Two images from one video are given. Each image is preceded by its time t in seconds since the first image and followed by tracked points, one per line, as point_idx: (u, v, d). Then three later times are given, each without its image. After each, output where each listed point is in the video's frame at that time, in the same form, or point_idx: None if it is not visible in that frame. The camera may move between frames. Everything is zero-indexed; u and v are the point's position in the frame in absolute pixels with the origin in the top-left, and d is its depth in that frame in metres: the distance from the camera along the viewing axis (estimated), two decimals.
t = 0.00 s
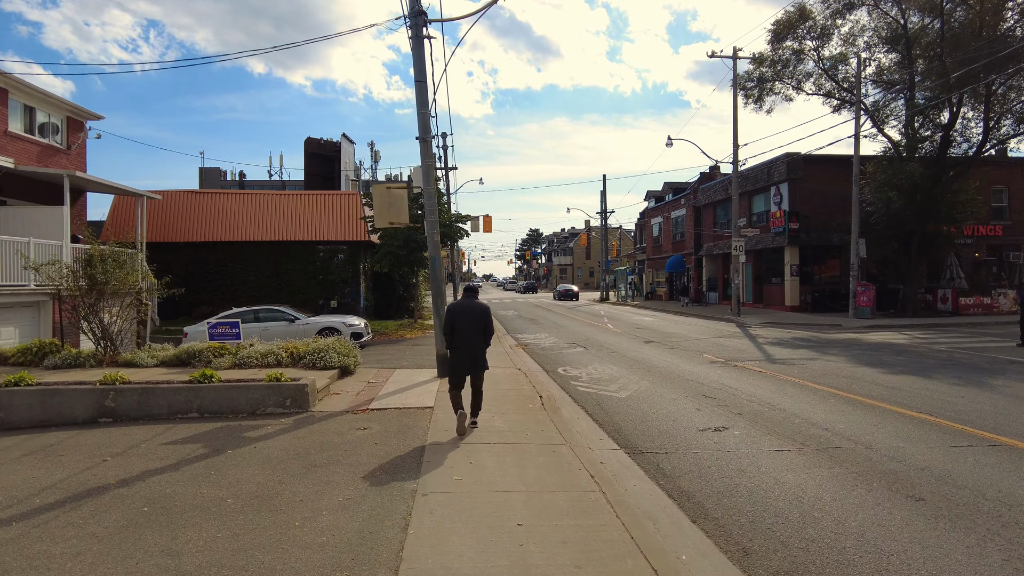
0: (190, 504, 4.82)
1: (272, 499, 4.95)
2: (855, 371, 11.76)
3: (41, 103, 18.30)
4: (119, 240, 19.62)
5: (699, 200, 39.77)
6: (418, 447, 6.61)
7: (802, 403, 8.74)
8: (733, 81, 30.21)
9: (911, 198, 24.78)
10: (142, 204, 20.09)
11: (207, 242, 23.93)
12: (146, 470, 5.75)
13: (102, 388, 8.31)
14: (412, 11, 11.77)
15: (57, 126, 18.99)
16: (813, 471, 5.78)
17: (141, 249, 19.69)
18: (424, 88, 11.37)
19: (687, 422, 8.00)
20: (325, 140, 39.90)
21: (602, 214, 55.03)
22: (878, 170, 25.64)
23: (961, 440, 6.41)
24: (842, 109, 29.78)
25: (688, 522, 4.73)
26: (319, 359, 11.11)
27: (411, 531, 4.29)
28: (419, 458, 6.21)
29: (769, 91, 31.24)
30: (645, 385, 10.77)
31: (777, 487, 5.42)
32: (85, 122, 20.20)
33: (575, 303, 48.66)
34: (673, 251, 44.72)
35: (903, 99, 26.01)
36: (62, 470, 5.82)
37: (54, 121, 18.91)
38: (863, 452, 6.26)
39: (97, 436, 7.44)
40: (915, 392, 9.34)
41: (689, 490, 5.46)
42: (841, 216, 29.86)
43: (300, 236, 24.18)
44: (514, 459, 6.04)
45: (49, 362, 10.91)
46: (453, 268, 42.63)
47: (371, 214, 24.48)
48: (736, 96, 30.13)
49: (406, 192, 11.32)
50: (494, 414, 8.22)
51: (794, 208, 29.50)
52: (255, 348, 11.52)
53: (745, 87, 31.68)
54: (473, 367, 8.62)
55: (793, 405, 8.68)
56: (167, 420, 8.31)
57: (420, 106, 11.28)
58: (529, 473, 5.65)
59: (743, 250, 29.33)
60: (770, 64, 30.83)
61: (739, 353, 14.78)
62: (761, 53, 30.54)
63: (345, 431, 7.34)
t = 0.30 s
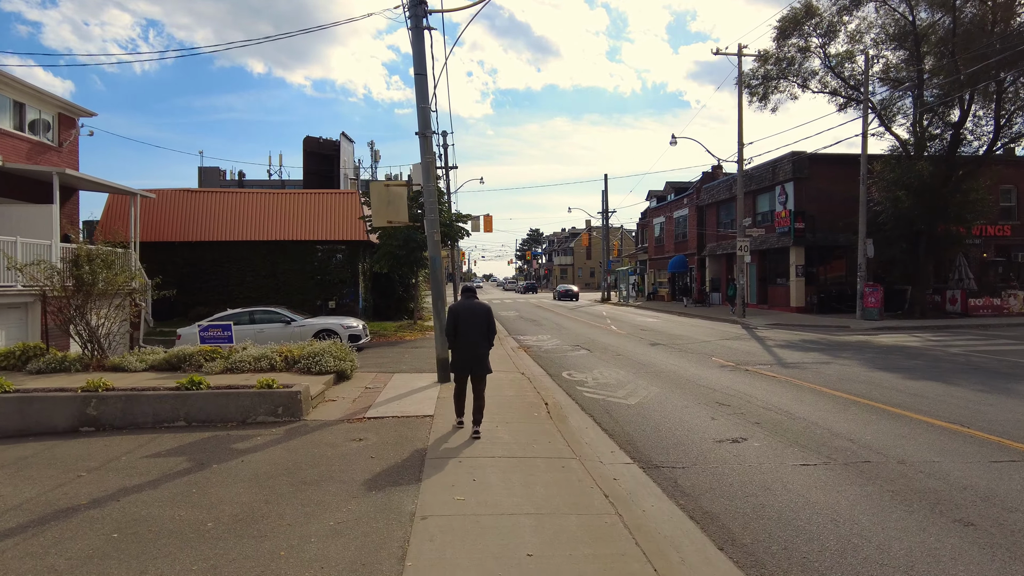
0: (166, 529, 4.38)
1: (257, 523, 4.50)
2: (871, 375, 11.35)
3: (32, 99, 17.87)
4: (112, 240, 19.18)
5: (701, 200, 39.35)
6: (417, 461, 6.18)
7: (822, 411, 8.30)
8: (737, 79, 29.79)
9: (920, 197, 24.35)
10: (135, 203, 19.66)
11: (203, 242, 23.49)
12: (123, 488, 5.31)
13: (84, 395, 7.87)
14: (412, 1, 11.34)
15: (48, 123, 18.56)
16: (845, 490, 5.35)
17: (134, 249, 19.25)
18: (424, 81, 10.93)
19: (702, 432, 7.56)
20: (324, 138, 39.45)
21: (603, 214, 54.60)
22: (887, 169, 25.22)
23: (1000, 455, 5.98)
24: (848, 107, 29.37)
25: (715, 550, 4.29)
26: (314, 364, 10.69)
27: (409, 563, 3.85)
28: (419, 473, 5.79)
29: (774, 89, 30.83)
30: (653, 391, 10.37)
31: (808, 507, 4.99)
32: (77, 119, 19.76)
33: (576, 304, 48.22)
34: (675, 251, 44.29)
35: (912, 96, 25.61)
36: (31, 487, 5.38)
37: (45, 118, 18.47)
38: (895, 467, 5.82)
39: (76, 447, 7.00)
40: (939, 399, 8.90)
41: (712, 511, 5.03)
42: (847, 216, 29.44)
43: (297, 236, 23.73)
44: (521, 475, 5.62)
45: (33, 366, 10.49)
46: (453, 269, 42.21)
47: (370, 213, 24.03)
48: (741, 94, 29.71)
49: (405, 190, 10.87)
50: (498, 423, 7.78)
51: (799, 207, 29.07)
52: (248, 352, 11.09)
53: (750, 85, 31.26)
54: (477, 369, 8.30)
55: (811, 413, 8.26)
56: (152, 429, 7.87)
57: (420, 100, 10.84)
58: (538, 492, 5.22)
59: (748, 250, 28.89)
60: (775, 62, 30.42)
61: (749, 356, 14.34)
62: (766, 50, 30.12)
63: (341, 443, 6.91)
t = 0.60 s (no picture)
0: (129, 560, 3.89)
1: (232, 553, 4.01)
2: (889, 378, 10.88)
3: (19, 94, 17.38)
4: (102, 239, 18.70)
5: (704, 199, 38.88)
6: (413, 475, 5.71)
7: (843, 418, 7.83)
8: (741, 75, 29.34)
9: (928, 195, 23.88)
10: (126, 201, 19.18)
11: (197, 241, 23.02)
12: (88, 509, 4.82)
13: (59, 402, 7.37)
14: None
15: (36, 119, 18.07)
16: (883, 509, 4.86)
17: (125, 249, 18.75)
18: (422, 72, 10.46)
19: (717, 442, 7.08)
20: (322, 137, 38.95)
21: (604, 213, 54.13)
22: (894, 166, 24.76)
23: None
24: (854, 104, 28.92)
25: None
26: (306, 368, 10.19)
27: None
28: (415, 490, 5.31)
29: (778, 85, 30.38)
30: (662, 396, 9.91)
31: (844, 528, 4.54)
32: (67, 115, 19.27)
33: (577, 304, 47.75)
34: (677, 250, 43.82)
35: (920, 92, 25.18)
36: None
37: (33, 114, 17.99)
38: (934, 482, 5.34)
39: (48, 460, 6.52)
40: (966, 405, 8.43)
41: (738, 534, 4.55)
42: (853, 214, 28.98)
43: (293, 235, 23.28)
44: (527, 493, 5.15)
45: (12, 371, 10.01)
46: (453, 268, 41.74)
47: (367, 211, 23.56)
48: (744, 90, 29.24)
49: (402, 185, 10.39)
50: (500, 432, 7.30)
51: (804, 206, 28.62)
52: (238, 356, 10.62)
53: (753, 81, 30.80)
54: (474, 369, 8.05)
55: (832, 419, 7.80)
56: (132, 439, 7.38)
57: (418, 91, 10.37)
58: (546, 513, 4.74)
59: (752, 249, 28.42)
60: (779, 58, 29.96)
61: (758, 358, 13.86)
62: (770, 45, 29.67)
63: (332, 455, 6.44)
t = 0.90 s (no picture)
0: None
1: None
2: (909, 380, 10.41)
3: (7, 88, 16.92)
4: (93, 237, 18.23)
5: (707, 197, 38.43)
6: (411, 488, 5.25)
7: (868, 423, 7.36)
8: (746, 71, 28.88)
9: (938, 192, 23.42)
10: (119, 197, 18.71)
11: (193, 239, 22.57)
12: (52, 528, 4.34)
13: (34, 407, 6.91)
14: None
15: (25, 114, 17.61)
16: (929, 527, 4.41)
17: (118, 246, 18.28)
18: (421, 60, 10.00)
19: (737, 450, 6.62)
20: (320, 135, 38.51)
21: (605, 212, 53.69)
22: (902, 163, 24.29)
23: None
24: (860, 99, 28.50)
25: None
26: (300, 370, 9.73)
27: None
28: (414, 505, 4.85)
29: (783, 81, 29.94)
30: (674, 399, 9.45)
31: (889, 551, 4.08)
32: (57, 110, 18.81)
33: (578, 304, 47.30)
34: (680, 249, 43.38)
35: (929, 87, 24.77)
36: None
37: (22, 109, 17.53)
38: (981, 496, 4.88)
39: (18, 469, 6.05)
40: (996, 409, 7.97)
41: (773, 557, 4.10)
42: (860, 212, 28.54)
43: (290, 232, 22.78)
44: (537, 509, 4.69)
45: None
46: (453, 268, 41.31)
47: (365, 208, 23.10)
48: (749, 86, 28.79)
49: (400, 178, 9.94)
50: (504, 438, 6.85)
51: (810, 203, 28.17)
52: (229, 357, 10.18)
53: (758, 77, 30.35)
54: (476, 365, 7.81)
55: (857, 424, 7.34)
56: (111, 447, 6.90)
57: (417, 80, 9.91)
58: (559, 532, 4.28)
59: (757, 247, 27.96)
60: (784, 53, 29.52)
61: (769, 359, 13.40)
62: (775, 40, 29.22)
63: (324, 465, 5.98)
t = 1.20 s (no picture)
0: None
1: None
2: (931, 386, 9.94)
3: None
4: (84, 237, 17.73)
5: (710, 196, 37.96)
6: (409, 514, 4.76)
7: (899, 436, 6.87)
8: (751, 68, 28.40)
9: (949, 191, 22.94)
10: (110, 196, 18.21)
11: (188, 239, 22.09)
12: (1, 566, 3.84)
13: (3, 420, 6.40)
14: None
15: (13, 110, 17.12)
16: (991, 563, 3.93)
17: (110, 246, 17.78)
18: (420, 51, 9.52)
19: (761, 467, 6.14)
20: (319, 134, 38.05)
21: (607, 212, 53.22)
22: (911, 162, 23.82)
23: None
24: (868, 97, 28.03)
25: None
26: (293, 377, 9.26)
27: None
28: (410, 535, 4.35)
29: (789, 79, 29.47)
30: (686, 407, 8.98)
31: None
32: (47, 106, 18.32)
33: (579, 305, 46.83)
34: (682, 249, 42.91)
35: (940, 84, 24.31)
36: None
37: (10, 105, 17.04)
38: None
39: None
40: None
41: None
42: (867, 212, 28.07)
43: (288, 232, 22.30)
44: (549, 542, 4.19)
45: None
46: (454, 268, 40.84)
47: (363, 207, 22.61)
48: (755, 84, 28.31)
49: (397, 175, 9.44)
50: (509, 454, 6.36)
51: (817, 203, 27.71)
52: (219, 363, 9.71)
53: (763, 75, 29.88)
54: (478, 369, 7.59)
55: (886, 437, 6.86)
56: (86, 463, 6.40)
57: (416, 71, 9.41)
58: (574, 571, 3.79)
59: (764, 248, 27.46)
60: (790, 50, 29.05)
61: (781, 364, 12.92)
62: (781, 37, 28.74)
63: (314, 485, 5.49)
